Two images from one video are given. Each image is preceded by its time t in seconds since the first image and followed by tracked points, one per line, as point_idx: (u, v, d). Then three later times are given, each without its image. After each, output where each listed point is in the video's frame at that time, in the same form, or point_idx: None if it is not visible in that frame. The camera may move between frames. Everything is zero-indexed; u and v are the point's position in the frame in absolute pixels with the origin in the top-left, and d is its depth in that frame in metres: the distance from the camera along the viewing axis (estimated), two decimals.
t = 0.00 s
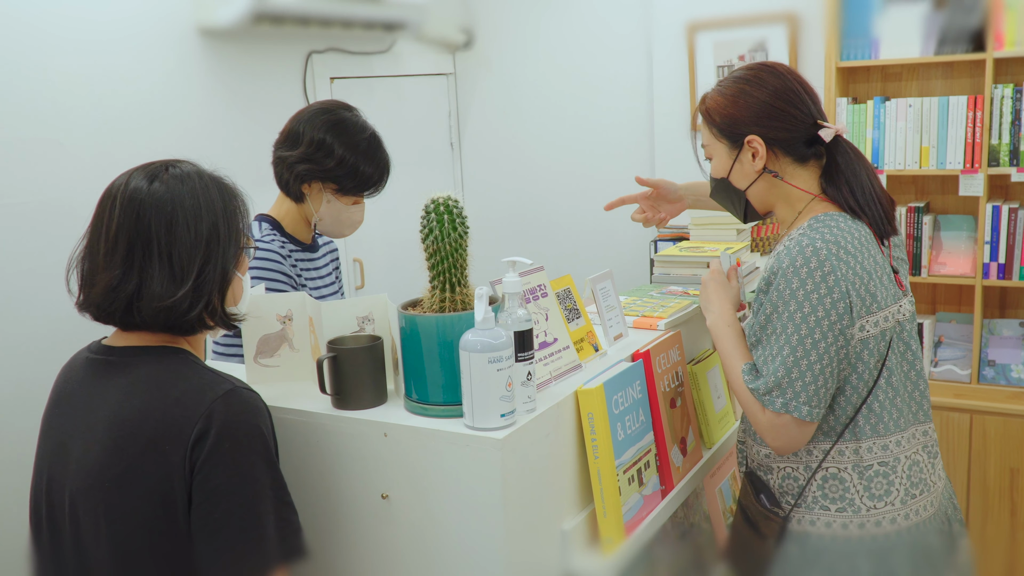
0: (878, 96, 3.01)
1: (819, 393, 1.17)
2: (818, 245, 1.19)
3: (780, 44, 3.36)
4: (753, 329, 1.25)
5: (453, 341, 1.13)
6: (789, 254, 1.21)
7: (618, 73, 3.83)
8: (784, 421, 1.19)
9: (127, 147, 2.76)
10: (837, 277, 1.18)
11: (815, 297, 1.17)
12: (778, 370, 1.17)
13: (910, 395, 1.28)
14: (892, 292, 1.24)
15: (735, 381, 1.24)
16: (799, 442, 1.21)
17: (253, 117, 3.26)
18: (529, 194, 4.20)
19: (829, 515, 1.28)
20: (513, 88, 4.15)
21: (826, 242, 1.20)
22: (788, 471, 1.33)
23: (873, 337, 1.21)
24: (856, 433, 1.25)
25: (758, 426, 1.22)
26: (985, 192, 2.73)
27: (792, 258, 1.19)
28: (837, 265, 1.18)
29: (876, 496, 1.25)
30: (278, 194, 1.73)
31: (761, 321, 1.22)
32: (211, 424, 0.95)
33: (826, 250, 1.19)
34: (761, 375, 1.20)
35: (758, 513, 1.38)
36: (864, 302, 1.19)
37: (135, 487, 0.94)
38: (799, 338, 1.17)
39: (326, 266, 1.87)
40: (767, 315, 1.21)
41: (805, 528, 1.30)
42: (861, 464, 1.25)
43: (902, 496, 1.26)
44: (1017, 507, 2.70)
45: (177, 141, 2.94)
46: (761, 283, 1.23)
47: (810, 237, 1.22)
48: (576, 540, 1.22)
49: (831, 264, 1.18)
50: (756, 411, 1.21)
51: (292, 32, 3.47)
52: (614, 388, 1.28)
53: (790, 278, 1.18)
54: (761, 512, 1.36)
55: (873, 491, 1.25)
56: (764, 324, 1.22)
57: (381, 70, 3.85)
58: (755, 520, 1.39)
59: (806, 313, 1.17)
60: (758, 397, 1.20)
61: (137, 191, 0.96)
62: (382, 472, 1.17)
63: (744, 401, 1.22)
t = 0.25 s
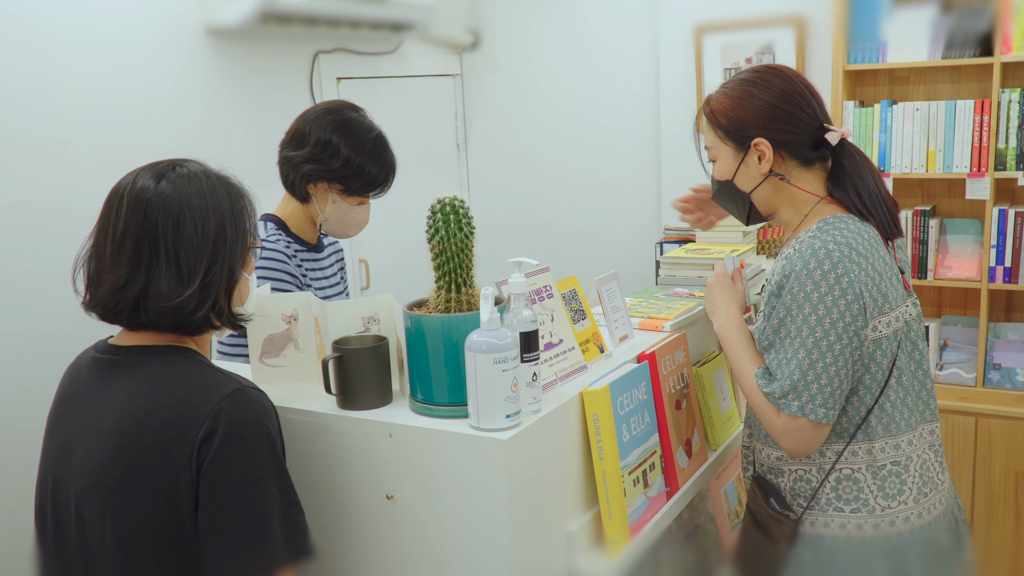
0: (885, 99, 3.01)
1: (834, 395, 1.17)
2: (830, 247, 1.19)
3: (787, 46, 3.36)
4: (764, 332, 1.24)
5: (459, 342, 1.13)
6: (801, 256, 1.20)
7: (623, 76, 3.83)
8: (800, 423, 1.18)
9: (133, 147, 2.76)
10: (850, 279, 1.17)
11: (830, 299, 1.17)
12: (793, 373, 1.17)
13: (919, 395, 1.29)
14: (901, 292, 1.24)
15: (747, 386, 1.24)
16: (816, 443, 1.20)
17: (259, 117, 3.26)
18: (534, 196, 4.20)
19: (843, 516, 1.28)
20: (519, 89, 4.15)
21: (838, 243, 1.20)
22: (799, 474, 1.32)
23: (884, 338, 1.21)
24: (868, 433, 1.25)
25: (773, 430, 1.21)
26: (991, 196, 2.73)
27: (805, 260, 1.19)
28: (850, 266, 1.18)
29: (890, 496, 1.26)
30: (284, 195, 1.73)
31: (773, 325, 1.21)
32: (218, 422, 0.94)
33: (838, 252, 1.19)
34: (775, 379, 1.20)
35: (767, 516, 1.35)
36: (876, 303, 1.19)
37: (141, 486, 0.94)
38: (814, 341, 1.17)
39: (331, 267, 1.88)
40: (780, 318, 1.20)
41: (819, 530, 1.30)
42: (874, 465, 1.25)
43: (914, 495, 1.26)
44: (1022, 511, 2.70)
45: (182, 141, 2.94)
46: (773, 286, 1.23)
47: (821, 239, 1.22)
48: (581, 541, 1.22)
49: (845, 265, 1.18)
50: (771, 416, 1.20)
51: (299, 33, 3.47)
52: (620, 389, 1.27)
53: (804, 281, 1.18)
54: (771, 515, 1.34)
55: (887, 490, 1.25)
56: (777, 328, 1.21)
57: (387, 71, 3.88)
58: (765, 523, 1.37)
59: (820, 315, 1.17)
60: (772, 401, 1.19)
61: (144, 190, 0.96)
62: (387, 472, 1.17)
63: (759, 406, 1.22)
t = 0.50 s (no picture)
0: (888, 101, 3.01)
1: (843, 390, 1.17)
2: (837, 243, 1.20)
3: (791, 47, 3.35)
4: (770, 330, 1.24)
5: (460, 339, 1.13)
6: (807, 252, 1.21)
7: (626, 76, 3.84)
8: (810, 419, 1.18)
9: (135, 143, 2.76)
10: (858, 274, 1.18)
11: (838, 294, 1.17)
12: (803, 369, 1.17)
13: (921, 393, 1.29)
14: (904, 290, 1.25)
15: (754, 386, 1.23)
16: (826, 439, 1.20)
17: (261, 114, 3.26)
18: (536, 196, 4.21)
19: (848, 514, 1.27)
20: (522, 88, 4.15)
21: (844, 239, 1.20)
22: (803, 473, 1.32)
23: (889, 334, 1.21)
24: (872, 431, 1.25)
25: (782, 427, 1.21)
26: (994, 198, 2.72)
27: (812, 256, 1.19)
28: (857, 262, 1.18)
29: (894, 493, 1.26)
30: (286, 192, 1.73)
31: (781, 321, 1.21)
32: (220, 416, 0.94)
33: (845, 247, 1.19)
34: (784, 375, 1.19)
35: (769, 516, 1.36)
36: (882, 299, 1.20)
37: (142, 480, 0.94)
38: (823, 335, 1.17)
39: (333, 264, 1.88)
40: (787, 315, 1.20)
41: (823, 530, 1.29)
42: (878, 463, 1.25)
43: (917, 492, 1.26)
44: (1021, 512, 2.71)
45: (185, 137, 2.94)
46: (779, 283, 1.23)
47: (827, 235, 1.22)
48: (581, 539, 1.22)
49: (852, 261, 1.18)
50: (782, 413, 1.20)
51: (302, 30, 3.47)
52: (621, 388, 1.27)
53: (811, 276, 1.18)
54: (774, 515, 1.34)
55: (891, 488, 1.26)
56: (785, 324, 1.21)
57: (389, 69, 3.88)
58: (767, 525, 1.36)
59: (829, 310, 1.17)
60: (782, 398, 1.19)
61: (148, 186, 0.96)
62: (388, 468, 1.17)
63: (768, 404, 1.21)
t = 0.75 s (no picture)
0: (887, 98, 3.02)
1: (842, 382, 1.17)
2: (836, 235, 1.20)
3: (790, 44, 3.35)
4: (770, 323, 1.24)
5: (459, 336, 1.13)
6: (807, 244, 1.21)
7: (626, 73, 3.84)
8: (809, 410, 1.18)
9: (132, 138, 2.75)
10: (858, 266, 1.18)
11: (838, 286, 1.17)
12: (803, 360, 1.17)
13: (917, 390, 1.29)
14: (903, 286, 1.25)
15: (754, 379, 1.23)
16: (826, 432, 1.20)
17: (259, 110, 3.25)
18: (534, 193, 4.21)
19: (838, 509, 1.28)
20: (520, 85, 4.15)
21: (844, 232, 1.21)
22: (795, 466, 1.33)
23: (887, 329, 1.22)
24: (865, 426, 1.25)
25: (783, 420, 1.21)
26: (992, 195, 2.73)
27: (812, 247, 1.20)
28: (856, 255, 1.19)
29: (884, 490, 1.26)
30: (285, 187, 1.73)
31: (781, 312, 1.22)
32: (218, 411, 0.94)
33: (845, 239, 1.20)
34: (784, 367, 1.19)
35: (762, 509, 1.34)
36: (880, 292, 1.20)
37: (140, 476, 0.94)
38: (823, 326, 1.17)
39: (331, 259, 1.87)
40: (787, 306, 1.20)
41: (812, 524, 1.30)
42: (869, 458, 1.26)
43: (909, 490, 1.27)
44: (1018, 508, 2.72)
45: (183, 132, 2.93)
46: (778, 275, 1.23)
47: (827, 227, 1.22)
48: (578, 536, 1.23)
49: (852, 253, 1.19)
50: (783, 405, 1.20)
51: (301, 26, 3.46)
52: (619, 384, 1.28)
53: (811, 268, 1.19)
54: (766, 508, 1.33)
55: (881, 484, 1.26)
56: (785, 316, 1.21)
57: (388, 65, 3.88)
58: (758, 517, 1.34)
59: (828, 302, 1.17)
60: (783, 390, 1.19)
61: (146, 180, 0.96)
62: (385, 464, 1.17)
63: (768, 396, 1.21)
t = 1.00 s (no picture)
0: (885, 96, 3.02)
1: (838, 382, 1.17)
2: (832, 235, 1.20)
3: (788, 41, 3.34)
4: (766, 323, 1.24)
5: (457, 333, 1.13)
6: (803, 243, 1.21)
7: (624, 70, 3.84)
8: (804, 411, 1.19)
9: (131, 136, 2.75)
10: (853, 266, 1.18)
11: (834, 286, 1.18)
12: (799, 361, 1.17)
13: (914, 389, 1.29)
14: (900, 285, 1.25)
15: (752, 379, 1.23)
16: (823, 432, 1.20)
17: (258, 108, 3.25)
18: (533, 191, 4.21)
19: (834, 508, 1.29)
20: (519, 83, 4.15)
21: (839, 232, 1.21)
22: (791, 465, 1.33)
23: (883, 328, 1.22)
24: (861, 425, 1.25)
25: (780, 420, 1.21)
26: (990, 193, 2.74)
27: (807, 247, 1.20)
28: (852, 255, 1.19)
29: (880, 489, 1.27)
30: (284, 185, 1.73)
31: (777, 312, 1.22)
32: (215, 409, 0.94)
33: (840, 239, 1.20)
34: (781, 368, 1.20)
35: (758, 508, 1.34)
36: (876, 292, 1.20)
37: (138, 473, 0.94)
38: (818, 327, 1.17)
39: (330, 257, 1.87)
40: (783, 307, 1.20)
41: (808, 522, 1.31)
42: (865, 457, 1.26)
43: (905, 489, 1.27)
44: (1017, 505, 2.72)
45: (181, 130, 2.93)
46: (774, 274, 1.24)
47: (823, 227, 1.22)
48: (577, 534, 1.23)
49: (847, 253, 1.19)
50: (781, 406, 1.20)
51: (299, 24, 3.46)
52: (617, 381, 1.28)
53: (806, 268, 1.19)
54: (763, 506, 1.33)
55: (877, 483, 1.26)
56: (780, 317, 1.21)
57: (387, 63, 3.88)
58: (755, 515, 1.35)
59: (824, 302, 1.17)
60: (780, 391, 1.19)
61: (144, 178, 0.96)
62: (384, 461, 1.17)
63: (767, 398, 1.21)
